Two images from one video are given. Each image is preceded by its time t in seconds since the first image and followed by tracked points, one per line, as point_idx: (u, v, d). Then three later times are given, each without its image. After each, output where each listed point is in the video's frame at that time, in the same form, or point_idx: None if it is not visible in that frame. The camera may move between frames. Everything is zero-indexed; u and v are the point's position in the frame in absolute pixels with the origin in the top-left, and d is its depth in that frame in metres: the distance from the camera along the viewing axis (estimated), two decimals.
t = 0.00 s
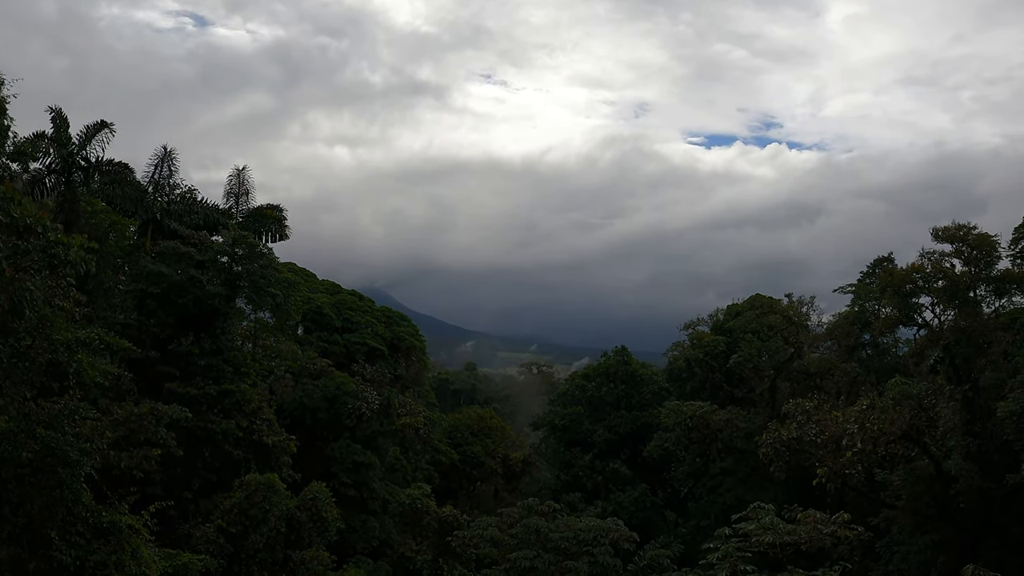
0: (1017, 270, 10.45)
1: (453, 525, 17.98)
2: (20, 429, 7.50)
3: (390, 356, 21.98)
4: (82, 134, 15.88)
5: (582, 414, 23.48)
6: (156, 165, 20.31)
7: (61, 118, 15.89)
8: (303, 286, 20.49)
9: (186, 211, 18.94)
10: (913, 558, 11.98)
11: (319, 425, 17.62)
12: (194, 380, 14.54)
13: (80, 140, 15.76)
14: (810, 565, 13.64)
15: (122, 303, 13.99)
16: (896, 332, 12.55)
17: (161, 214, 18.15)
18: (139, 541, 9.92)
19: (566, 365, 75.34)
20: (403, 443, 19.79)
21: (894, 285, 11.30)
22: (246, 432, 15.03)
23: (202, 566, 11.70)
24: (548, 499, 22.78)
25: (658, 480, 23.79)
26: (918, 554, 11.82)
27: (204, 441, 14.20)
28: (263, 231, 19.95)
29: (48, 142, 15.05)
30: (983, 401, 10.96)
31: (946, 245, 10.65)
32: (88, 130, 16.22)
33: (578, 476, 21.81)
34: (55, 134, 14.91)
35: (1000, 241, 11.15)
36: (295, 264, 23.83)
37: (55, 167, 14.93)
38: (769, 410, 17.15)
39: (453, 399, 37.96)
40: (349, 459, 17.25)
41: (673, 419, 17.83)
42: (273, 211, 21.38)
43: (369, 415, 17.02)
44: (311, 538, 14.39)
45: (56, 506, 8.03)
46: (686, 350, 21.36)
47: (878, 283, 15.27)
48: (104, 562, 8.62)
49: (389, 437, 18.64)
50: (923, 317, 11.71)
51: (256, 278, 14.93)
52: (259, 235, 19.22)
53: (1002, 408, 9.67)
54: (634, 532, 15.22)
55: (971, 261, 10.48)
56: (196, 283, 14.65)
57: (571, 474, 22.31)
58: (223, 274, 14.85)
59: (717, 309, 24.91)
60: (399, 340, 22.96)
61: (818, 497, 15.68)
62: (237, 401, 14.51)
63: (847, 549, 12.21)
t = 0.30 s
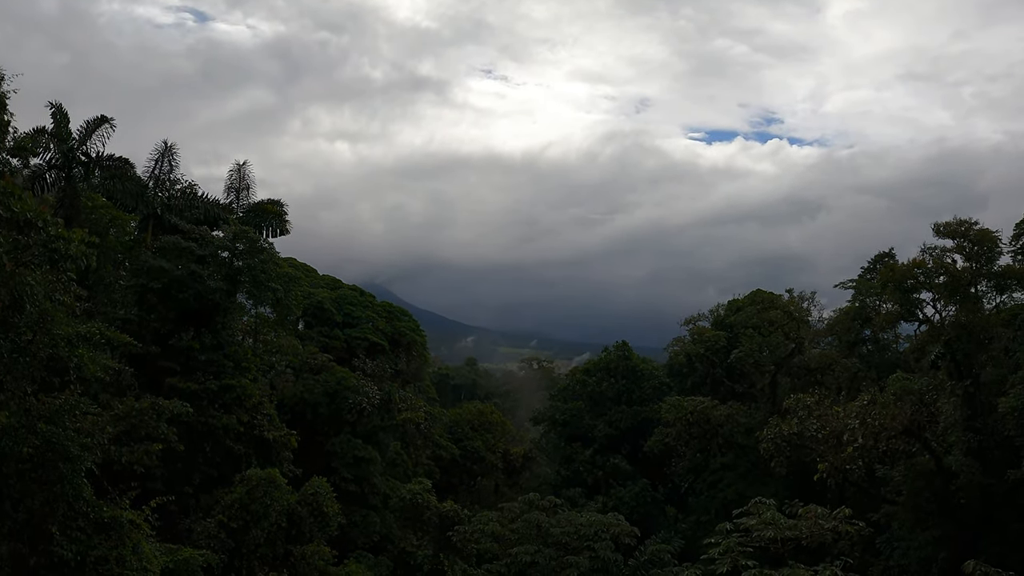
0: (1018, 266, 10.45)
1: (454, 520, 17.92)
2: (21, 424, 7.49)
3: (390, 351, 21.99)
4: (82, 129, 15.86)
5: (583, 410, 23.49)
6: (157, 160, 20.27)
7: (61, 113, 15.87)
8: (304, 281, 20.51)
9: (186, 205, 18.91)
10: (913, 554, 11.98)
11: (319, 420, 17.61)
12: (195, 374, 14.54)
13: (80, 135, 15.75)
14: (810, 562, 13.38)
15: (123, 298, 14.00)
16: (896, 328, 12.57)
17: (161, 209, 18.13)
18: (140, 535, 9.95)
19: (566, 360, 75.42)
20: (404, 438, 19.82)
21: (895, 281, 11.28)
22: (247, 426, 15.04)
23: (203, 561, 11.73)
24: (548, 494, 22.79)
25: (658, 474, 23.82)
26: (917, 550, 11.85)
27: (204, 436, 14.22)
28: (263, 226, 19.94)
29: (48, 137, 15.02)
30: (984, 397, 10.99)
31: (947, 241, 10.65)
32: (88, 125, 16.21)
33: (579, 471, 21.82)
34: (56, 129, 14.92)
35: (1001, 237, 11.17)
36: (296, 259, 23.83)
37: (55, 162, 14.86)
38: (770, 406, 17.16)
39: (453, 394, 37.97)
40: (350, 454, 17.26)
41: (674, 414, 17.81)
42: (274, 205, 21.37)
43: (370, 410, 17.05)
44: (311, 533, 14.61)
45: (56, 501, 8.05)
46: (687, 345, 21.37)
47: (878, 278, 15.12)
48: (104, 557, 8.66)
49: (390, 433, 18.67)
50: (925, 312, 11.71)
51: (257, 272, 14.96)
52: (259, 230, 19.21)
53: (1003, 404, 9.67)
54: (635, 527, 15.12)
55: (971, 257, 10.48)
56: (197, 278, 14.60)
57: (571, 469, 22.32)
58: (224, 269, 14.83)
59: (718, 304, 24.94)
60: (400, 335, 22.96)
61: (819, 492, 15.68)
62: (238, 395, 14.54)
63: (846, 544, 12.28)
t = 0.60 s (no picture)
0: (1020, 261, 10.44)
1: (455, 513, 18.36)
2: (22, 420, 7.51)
3: (392, 345, 22.02)
4: (84, 124, 15.87)
5: (585, 404, 23.51)
6: (158, 155, 20.25)
7: (62, 108, 15.86)
8: (306, 275, 20.54)
9: (188, 200, 18.90)
10: (915, 549, 11.99)
11: (322, 414, 17.65)
12: (197, 369, 14.57)
13: (82, 130, 15.74)
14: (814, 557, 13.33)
15: (125, 293, 14.05)
16: (898, 322, 12.57)
17: (163, 204, 18.11)
18: (142, 530, 9.98)
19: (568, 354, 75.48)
20: (406, 433, 19.87)
21: (897, 275, 11.27)
22: (250, 421, 15.12)
23: (206, 555, 11.78)
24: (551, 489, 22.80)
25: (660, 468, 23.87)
26: (919, 544, 11.86)
27: (206, 430, 14.22)
28: (265, 221, 19.93)
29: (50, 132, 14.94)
30: (986, 391, 11.02)
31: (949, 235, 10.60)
32: (89, 119, 16.20)
33: (581, 466, 21.86)
34: (57, 123, 14.93)
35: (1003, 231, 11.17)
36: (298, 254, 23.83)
37: (56, 157, 14.63)
38: (772, 400, 17.18)
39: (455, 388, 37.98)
40: (352, 448, 17.27)
41: (676, 408, 17.83)
42: (276, 200, 21.37)
43: (372, 403, 17.10)
44: (315, 528, 14.75)
45: (58, 496, 8.04)
46: (689, 339, 21.37)
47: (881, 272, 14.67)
48: (108, 551, 8.64)
49: (392, 427, 18.72)
50: (927, 306, 11.72)
51: (259, 267, 14.99)
52: (261, 224, 19.21)
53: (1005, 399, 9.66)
54: (637, 521, 15.10)
55: (974, 251, 10.44)
56: (199, 272, 14.63)
57: (573, 464, 22.36)
58: (226, 264, 14.86)
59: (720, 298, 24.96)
60: (402, 329, 22.98)
61: (821, 486, 15.70)
62: (240, 389, 14.57)
63: (847, 538, 12.34)
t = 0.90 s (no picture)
0: None
1: (462, 507, 18.50)
2: (28, 415, 7.62)
3: (397, 339, 22.07)
4: (89, 119, 15.91)
5: (590, 398, 23.54)
6: (163, 150, 20.29)
7: (67, 104, 15.92)
8: (311, 270, 20.61)
9: (193, 195, 18.92)
10: (919, 543, 11.79)
11: (327, 409, 17.69)
12: (203, 364, 14.62)
13: (87, 126, 15.78)
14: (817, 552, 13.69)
15: (131, 288, 14.09)
16: (904, 317, 12.54)
17: (168, 199, 18.15)
18: (149, 523, 10.03)
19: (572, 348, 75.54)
20: (412, 427, 19.91)
21: (902, 270, 11.26)
22: (255, 416, 15.13)
23: (213, 549, 11.85)
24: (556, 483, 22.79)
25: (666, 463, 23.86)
26: (925, 539, 11.65)
27: (212, 425, 14.46)
28: (270, 216, 19.94)
29: (55, 128, 15.12)
30: (992, 385, 10.86)
31: (955, 230, 10.59)
32: (94, 115, 16.23)
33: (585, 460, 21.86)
34: (62, 120, 15.04)
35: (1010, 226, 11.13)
36: (303, 249, 23.88)
37: (62, 153, 14.97)
38: (777, 395, 17.18)
39: (460, 383, 38.07)
40: (358, 442, 17.28)
41: (681, 403, 17.80)
42: (281, 194, 21.39)
43: (378, 398, 17.17)
44: (319, 521, 14.66)
45: (65, 491, 8.07)
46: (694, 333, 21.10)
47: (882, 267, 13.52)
48: (113, 546, 8.78)
49: (397, 422, 18.78)
50: (934, 302, 11.62)
51: (264, 261, 15.07)
52: (266, 220, 19.22)
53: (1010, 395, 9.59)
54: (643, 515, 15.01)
55: (980, 246, 10.42)
56: (204, 267, 14.68)
57: (579, 458, 22.38)
58: (231, 259, 14.87)
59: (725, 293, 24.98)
60: (407, 324, 22.99)
61: (826, 481, 15.69)
62: (245, 384, 14.63)
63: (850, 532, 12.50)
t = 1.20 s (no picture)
0: None
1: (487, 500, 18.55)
2: (58, 408, 7.69)
3: (423, 332, 22.13)
4: (115, 115, 16.03)
5: (615, 391, 23.49)
6: (190, 145, 20.42)
7: (94, 100, 16.03)
8: (337, 263, 20.71)
9: (220, 189, 19.03)
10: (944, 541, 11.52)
11: (353, 402, 17.79)
12: (230, 356, 14.71)
13: (114, 122, 15.92)
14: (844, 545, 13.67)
15: (158, 281, 14.24)
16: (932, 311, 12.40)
17: (194, 193, 18.26)
18: (177, 514, 10.13)
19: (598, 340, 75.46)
20: (437, 419, 19.98)
21: (931, 263, 11.11)
22: (281, 408, 15.24)
23: (239, 540, 11.94)
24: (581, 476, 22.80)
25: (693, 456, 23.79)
26: (950, 536, 11.43)
27: (239, 417, 14.55)
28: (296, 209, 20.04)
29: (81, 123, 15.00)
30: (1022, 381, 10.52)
31: (983, 223, 10.46)
32: (120, 111, 16.36)
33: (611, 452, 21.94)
34: (89, 115, 14.87)
35: None
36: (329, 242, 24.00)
37: (89, 149, 14.78)
38: (804, 389, 17.05)
39: (487, 375, 38.16)
40: (384, 435, 17.37)
41: (707, 396, 17.70)
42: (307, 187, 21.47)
43: (403, 390, 17.24)
44: (345, 514, 14.60)
45: (94, 482, 8.11)
46: (720, 326, 20.70)
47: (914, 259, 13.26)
48: (142, 536, 8.90)
49: (423, 414, 18.87)
50: (962, 295, 11.48)
51: (291, 255, 15.18)
52: (293, 213, 19.32)
53: None
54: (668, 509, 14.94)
55: (1008, 239, 10.33)
56: (231, 260, 14.81)
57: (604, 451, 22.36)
58: (258, 252, 15.04)
59: (751, 286, 24.82)
60: (433, 316, 23.06)
61: (852, 476, 15.58)
62: (273, 376, 14.69)
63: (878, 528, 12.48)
